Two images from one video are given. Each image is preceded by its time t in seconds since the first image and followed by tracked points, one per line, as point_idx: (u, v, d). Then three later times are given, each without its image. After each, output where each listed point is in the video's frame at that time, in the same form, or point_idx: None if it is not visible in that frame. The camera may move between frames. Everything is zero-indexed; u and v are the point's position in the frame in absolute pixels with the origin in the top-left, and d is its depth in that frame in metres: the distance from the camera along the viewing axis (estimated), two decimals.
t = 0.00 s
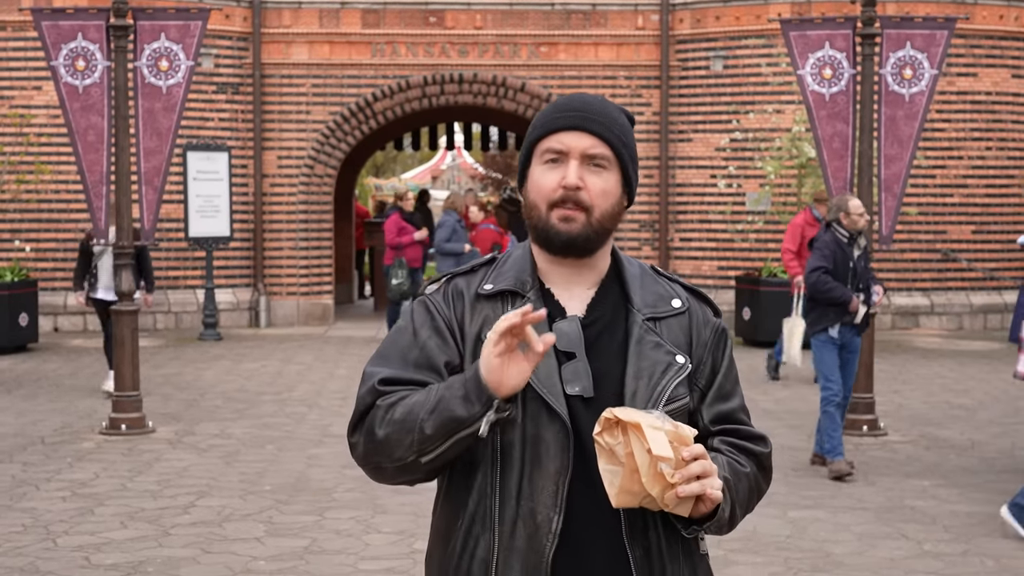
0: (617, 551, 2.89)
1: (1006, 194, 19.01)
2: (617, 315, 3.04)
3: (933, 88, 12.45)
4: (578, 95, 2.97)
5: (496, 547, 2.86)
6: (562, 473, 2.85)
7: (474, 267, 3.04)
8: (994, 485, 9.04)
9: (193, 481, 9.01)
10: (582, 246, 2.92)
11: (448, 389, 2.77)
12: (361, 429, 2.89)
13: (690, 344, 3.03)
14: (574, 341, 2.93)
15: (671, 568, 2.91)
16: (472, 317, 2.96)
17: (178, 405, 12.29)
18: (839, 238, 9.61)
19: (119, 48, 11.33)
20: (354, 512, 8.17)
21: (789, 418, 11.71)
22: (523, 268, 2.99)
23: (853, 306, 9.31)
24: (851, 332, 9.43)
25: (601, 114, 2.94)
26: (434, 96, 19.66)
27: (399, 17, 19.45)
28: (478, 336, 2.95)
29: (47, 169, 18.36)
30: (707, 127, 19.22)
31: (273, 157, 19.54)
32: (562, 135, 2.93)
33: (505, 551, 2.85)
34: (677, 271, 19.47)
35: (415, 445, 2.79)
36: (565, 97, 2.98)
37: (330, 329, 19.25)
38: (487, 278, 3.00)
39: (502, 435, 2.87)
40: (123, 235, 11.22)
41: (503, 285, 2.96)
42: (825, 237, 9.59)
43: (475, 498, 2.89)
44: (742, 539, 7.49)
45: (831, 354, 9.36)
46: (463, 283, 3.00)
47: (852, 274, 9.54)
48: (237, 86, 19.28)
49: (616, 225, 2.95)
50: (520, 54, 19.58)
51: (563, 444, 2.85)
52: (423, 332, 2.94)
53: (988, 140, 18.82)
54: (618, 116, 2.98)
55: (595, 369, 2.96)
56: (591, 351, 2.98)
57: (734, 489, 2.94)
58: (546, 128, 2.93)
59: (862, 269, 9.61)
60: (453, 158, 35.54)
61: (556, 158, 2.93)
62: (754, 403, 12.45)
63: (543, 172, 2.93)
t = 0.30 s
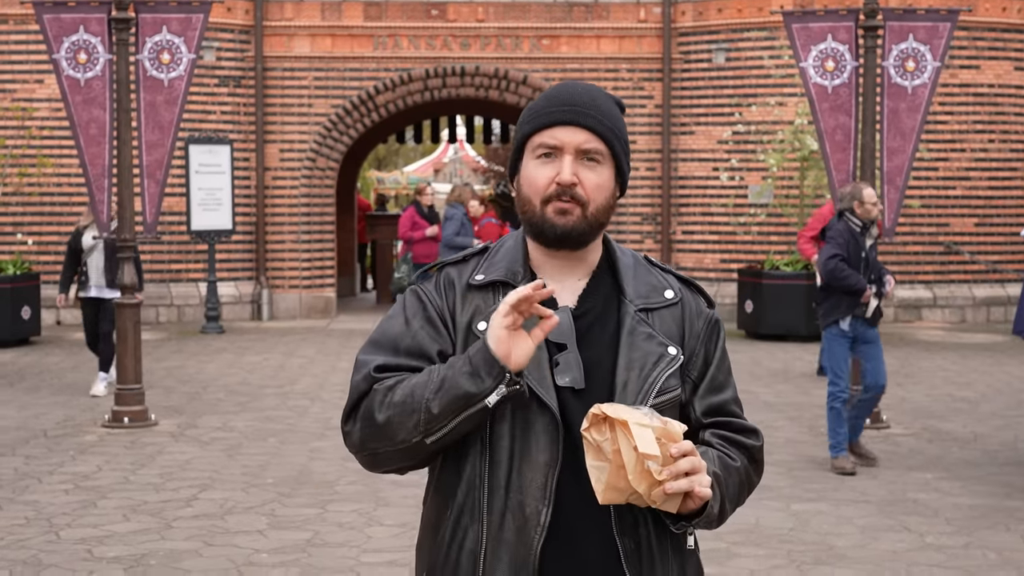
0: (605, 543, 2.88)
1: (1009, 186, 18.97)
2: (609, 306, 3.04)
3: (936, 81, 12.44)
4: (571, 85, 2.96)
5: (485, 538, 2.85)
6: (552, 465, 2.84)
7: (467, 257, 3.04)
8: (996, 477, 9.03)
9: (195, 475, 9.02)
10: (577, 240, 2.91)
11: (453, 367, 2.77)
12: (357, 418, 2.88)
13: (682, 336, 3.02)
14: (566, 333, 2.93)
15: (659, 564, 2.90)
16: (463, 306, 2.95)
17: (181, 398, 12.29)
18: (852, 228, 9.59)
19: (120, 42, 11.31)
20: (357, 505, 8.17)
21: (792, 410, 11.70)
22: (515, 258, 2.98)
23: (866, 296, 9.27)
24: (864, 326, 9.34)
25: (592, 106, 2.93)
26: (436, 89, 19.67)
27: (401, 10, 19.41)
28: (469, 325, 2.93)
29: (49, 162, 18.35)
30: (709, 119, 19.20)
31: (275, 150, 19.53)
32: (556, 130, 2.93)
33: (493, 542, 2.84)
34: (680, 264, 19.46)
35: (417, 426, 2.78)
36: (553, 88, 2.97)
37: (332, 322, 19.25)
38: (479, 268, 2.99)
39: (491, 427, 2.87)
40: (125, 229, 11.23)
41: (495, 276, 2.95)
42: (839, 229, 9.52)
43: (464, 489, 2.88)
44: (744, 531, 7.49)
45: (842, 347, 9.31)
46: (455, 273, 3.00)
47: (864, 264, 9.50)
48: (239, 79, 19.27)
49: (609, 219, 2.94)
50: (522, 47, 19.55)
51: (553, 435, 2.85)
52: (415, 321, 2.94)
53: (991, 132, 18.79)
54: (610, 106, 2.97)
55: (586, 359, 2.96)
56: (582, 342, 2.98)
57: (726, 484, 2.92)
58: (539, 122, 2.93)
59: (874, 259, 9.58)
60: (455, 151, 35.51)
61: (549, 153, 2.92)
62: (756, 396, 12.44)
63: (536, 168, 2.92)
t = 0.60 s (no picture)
0: (604, 550, 2.88)
1: (1016, 189, 18.97)
2: (608, 312, 3.03)
3: (943, 83, 12.45)
4: (576, 93, 2.94)
5: (484, 546, 2.85)
6: (550, 474, 2.83)
7: (463, 261, 3.03)
8: (1003, 481, 9.02)
9: (202, 478, 9.02)
10: (591, 251, 2.92)
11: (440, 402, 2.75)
12: (347, 435, 2.87)
13: (681, 341, 3.02)
14: (565, 340, 2.93)
15: (659, 568, 2.90)
16: (461, 314, 2.94)
17: (188, 402, 12.30)
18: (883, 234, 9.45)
19: (128, 45, 11.37)
20: (363, 508, 8.18)
21: (799, 414, 11.70)
22: (513, 263, 2.97)
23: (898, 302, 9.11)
24: (896, 333, 9.15)
25: (605, 121, 2.92)
26: (442, 93, 19.64)
27: (407, 13, 19.43)
28: (467, 334, 2.93)
29: (56, 165, 18.37)
30: (716, 122, 19.21)
31: (282, 153, 19.54)
32: (567, 142, 2.92)
33: (491, 551, 2.85)
34: (686, 267, 19.45)
35: (405, 459, 2.78)
36: (556, 95, 2.94)
37: (339, 326, 19.25)
38: (477, 273, 2.98)
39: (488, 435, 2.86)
40: (133, 233, 11.22)
41: (493, 281, 2.94)
42: (869, 238, 9.32)
43: (462, 498, 2.87)
44: (751, 535, 7.48)
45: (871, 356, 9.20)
46: (453, 279, 2.99)
47: (896, 271, 9.34)
48: (246, 82, 19.29)
49: (617, 228, 2.95)
50: (528, 50, 19.56)
51: (552, 444, 2.84)
52: (410, 330, 2.93)
53: (997, 135, 18.79)
54: (614, 112, 2.97)
55: (586, 367, 2.96)
56: (582, 349, 2.98)
57: (725, 492, 2.94)
58: (550, 134, 2.91)
59: (905, 266, 9.43)
60: (462, 155, 35.49)
61: (561, 165, 2.91)
62: (763, 399, 12.43)
63: (548, 181, 2.91)
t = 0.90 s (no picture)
0: (613, 549, 2.88)
1: (1016, 188, 18.95)
2: (607, 310, 3.03)
3: (944, 82, 12.46)
4: (580, 90, 2.94)
5: (488, 547, 2.83)
6: (555, 472, 2.83)
7: (458, 256, 3.02)
8: (1003, 479, 9.02)
9: (202, 476, 9.02)
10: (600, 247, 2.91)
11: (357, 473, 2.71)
12: (292, 406, 2.84)
13: (678, 338, 3.03)
14: (566, 337, 2.93)
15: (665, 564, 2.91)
16: (459, 313, 2.93)
17: (188, 400, 12.30)
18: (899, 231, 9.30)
19: (129, 44, 11.35)
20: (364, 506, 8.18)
21: (799, 412, 11.69)
22: (511, 261, 2.98)
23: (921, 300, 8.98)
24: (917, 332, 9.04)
25: (613, 117, 2.94)
26: (443, 91, 19.63)
27: (408, 12, 19.43)
28: (466, 333, 2.92)
29: (57, 163, 18.36)
30: (717, 120, 19.20)
31: (283, 151, 19.54)
32: (579, 135, 2.91)
33: (496, 553, 2.83)
34: (687, 265, 19.45)
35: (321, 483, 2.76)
36: (563, 93, 2.94)
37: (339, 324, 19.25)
38: (473, 269, 2.98)
39: (492, 435, 2.85)
40: (134, 231, 11.22)
41: (491, 279, 2.95)
42: (888, 237, 9.15)
43: (465, 498, 2.85)
44: (751, 533, 7.48)
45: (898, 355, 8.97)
46: (447, 277, 2.98)
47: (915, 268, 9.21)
48: (246, 80, 19.29)
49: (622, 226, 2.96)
50: (529, 48, 19.54)
51: (556, 443, 2.84)
52: (392, 325, 2.90)
53: (998, 134, 18.78)
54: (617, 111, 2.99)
55: (589, 365, 2.95)
56: (584, 346, 2.97)
57: (729, 485, 2.94)
58: (561, 129, 2.90)
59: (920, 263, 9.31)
60: (463, 153, 35.46)
61: (572, 159, 2.91)
62: (763, 398, 12.42)
63: (559, 175, 2.91)
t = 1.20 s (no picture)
0: (608, 542, 2.87)
1: (1014, 183, 18.95)
2: (597, 303, 3.02)
3: (942, 78, 12.42)
4: (557, 83, 2.95)
5: (483, 541, 2.83)
6: (547, 464, 2.82)
7: (440, 252, 3.02)
8: (1001, 474, 9.03)
9: (200, 472, 9.02)
10: (587, 236, 2.90)
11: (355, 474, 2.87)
12: (289, 404, 2.98)
13: (666, 330, 3.02)
14: (554, 329, 2.92)
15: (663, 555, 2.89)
16: (444, 307, 2.94)
17: (186, 395, 12.30)
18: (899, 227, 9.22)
19: (126, 39, 11.31)
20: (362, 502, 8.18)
21: (797, 407, 11.70)
22: (496, 254, 2.98)
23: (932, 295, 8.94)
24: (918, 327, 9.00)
25: (591, 104, 2.94)
26: (441, 86, 19.61)
27: (405, 7, 19.40)
28: (451, 328, 2.92)
29: (54, 159, 18.34)
30: (714, 116, 19.19)
31: (280, 147, 19.52)
32: (562, 124, 2.91)
33: (493, 547, 2.82)
34: (685, 261, 19.45)
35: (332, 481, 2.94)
36: (544, 82, 2.95)
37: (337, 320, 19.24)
38: (457, 264, 2.98)
39: (482, 430, 2.85)
40: (132, 227, 11.21)
41: (475, 272, 2.94)
42: (910, 234, 8.94)
43: (458, 494, 2.85)
44: (749, 529, 7.48)
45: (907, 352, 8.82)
46: (432, 273, 2.99)
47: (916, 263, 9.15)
48: (244, 76, 19.28)
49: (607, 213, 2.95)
50: (527, 44, 19.52)
51: (545, 437, 2.83)
52: (371, 324, 2.95)
53: (996, 129, 18.77)
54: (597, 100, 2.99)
55: (579, 357, 2.94)
56: (574, 339, 2.96)
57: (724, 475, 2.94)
58: (543, 117, 2.91)
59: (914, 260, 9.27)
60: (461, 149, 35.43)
61: (555, 148, 2.91)
62: (761, 393, 12.43)
63: (541, 163, 2.91)
